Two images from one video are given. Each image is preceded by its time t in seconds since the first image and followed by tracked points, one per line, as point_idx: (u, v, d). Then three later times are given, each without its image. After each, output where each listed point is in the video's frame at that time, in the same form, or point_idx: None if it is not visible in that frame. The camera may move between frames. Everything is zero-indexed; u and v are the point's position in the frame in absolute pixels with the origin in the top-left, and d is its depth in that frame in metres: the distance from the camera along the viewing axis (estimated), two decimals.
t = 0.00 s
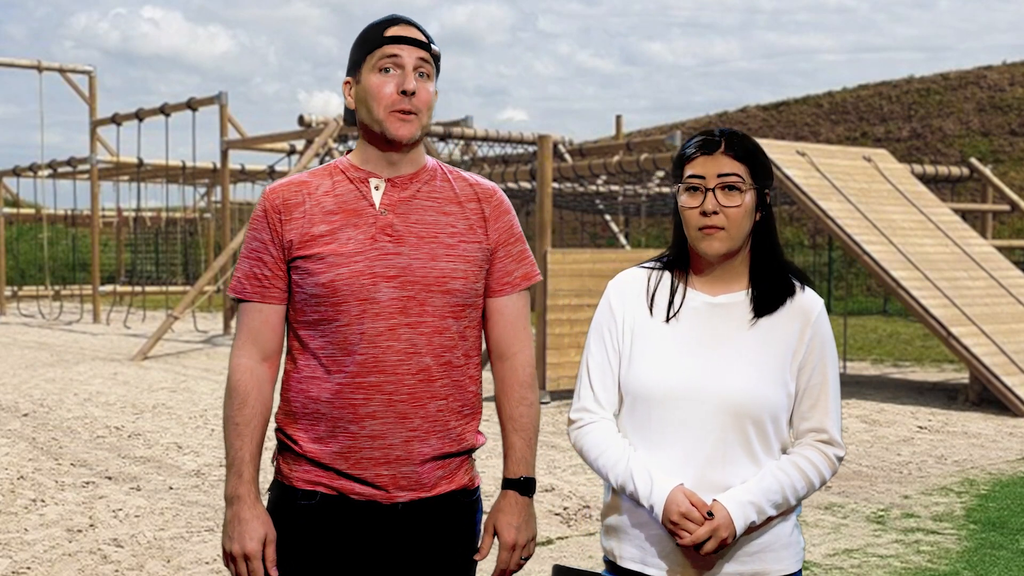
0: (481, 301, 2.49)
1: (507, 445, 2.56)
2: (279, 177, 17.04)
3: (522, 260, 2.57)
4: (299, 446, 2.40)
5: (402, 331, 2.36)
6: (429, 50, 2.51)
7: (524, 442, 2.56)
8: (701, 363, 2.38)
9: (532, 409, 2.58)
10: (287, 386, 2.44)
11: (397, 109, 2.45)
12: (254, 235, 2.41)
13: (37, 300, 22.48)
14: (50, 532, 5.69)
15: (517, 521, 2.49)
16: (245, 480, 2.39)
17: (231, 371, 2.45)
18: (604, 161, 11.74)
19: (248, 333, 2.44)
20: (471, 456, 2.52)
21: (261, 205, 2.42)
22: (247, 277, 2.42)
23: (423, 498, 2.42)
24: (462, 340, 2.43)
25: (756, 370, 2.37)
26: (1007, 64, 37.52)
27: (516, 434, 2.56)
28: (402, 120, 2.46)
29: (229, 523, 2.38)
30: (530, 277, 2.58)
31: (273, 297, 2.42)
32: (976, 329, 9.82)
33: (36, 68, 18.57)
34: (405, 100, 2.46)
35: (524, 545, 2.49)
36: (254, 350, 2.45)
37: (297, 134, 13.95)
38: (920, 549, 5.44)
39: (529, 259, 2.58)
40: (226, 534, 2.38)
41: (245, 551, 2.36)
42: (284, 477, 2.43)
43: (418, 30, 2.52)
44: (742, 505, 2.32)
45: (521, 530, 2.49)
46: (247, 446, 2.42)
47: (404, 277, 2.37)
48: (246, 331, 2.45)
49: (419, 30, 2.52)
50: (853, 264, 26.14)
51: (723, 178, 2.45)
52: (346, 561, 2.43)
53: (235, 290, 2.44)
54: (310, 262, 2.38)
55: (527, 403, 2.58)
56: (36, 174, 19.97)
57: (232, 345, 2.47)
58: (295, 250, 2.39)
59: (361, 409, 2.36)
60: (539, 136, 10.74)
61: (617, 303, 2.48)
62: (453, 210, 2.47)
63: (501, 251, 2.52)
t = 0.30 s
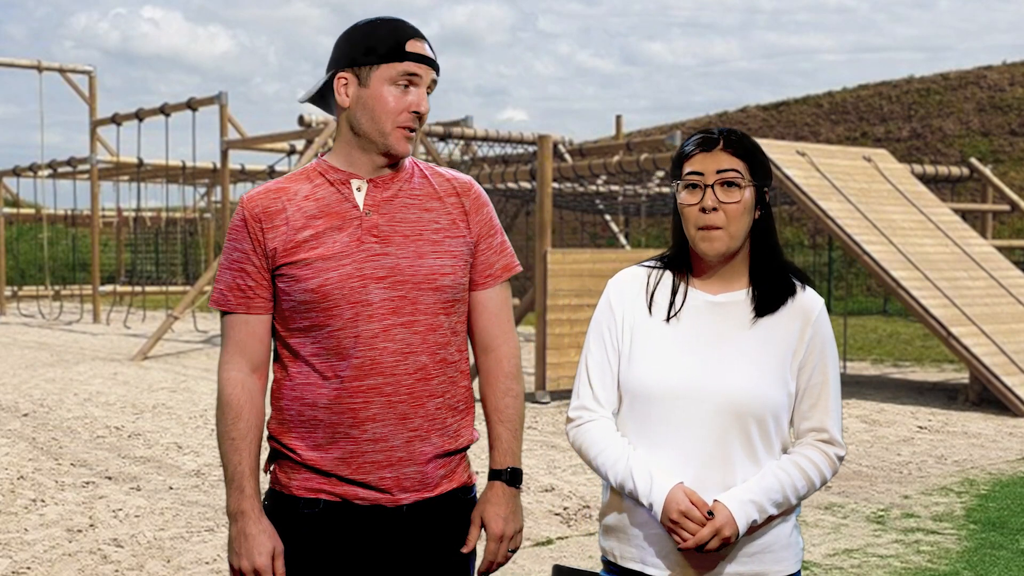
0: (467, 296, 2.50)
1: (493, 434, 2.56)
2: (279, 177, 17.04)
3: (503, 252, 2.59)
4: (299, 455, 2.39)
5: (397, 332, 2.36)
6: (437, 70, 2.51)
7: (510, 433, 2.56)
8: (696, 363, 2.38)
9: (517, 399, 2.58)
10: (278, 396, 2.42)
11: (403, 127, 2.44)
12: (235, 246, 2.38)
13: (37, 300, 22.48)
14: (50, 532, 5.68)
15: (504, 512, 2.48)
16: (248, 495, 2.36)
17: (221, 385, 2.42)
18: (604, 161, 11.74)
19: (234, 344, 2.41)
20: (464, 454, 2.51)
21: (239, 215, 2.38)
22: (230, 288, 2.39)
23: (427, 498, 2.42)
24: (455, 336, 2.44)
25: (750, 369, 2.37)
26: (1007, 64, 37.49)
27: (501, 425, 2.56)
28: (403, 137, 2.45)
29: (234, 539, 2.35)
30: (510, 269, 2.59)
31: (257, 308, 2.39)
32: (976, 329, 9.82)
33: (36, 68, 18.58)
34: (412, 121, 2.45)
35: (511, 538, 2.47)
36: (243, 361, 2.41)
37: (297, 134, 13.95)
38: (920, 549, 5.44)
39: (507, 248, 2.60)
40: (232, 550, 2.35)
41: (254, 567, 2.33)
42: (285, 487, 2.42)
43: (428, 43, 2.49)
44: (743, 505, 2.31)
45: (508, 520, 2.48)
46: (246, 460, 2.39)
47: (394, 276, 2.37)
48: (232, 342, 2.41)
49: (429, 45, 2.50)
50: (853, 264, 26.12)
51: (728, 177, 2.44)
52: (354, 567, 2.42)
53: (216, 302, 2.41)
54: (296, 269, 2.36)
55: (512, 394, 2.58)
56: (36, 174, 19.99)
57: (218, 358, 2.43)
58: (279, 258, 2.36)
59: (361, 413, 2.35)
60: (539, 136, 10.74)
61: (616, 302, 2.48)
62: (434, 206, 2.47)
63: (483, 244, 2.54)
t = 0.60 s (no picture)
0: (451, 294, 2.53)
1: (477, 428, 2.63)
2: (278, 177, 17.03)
3: (481, 249, 2.63)
4: (298, 464, 2.36)
5: (396, 333, 2.36)
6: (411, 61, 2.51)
7: (496, 427, 2.62)
8: (691, 363, 2.38)
9: (501, 394, 2.65)
10: (268, 402, 2.39)
11: (384, 119, 2.44)
12: (222, 251, 2.33)
13: (37, 300, 22.48)
14: (49, 532, 5.68)
15: (498, 508, 2.55)
16: (236, 510, 2.31)
17: (206, 395, 2.35)
18: (604, 161, 11.74)
19: (219, 350, 2.35)
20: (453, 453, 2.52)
21: (226, 219, 2.33)
22: (216, 295, 2.33)
23: (427, 498, 2.44)
24: (444, 334, 2.46)
25: (746, 369, 2.37)
26: (1007, 64, 37.45)
27: (487, 420, 2.63)
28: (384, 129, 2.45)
29: (222, 555, 2.30)
30: (488, 265, 2.65)
31: (245, 314, 2.34)
32: (976, 329, 9.82)
33: (36, 68, 18.59)
34: (391, 110, 2.44)
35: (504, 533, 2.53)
36: (229, 370, 2.36)
37: (297, 134, 13.95)
38: (920, 549, 5.44)
39: (483, 244, 2.65)
40: (220, 568, 2.30)
41: None
42: (282, 498, 2.39)
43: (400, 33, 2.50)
44: (739, 507, 2.30)
45: (500, 516, 2.55)
46: (234, 473, 2.34)
47: (389, 278, 2.37)
48: (216, 351, 2.36)
49: (401, 37, 2.50)
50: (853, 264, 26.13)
51: (718, 174, 2.44)
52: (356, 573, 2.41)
53: (198, 309, 2.35)
54: (289, 273, 2.32)
55: (496, 389, 2.65)
56: (36, 174, 19.99)
57: (201, 367, 2.37)
58: (271, 263, 2.32)
59: (364, 417, 2.35)
60: (539, 136, 10.74)
61: (612, 303, 2.49)
62: (420, 204, 2.48)
63: (465, 241, 2.58)
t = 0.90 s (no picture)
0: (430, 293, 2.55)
1: (462, 422, 2.66)
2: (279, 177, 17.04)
3: (456, 246, 2.67)
4: (289, 472, 2.35)
5: (382, 334, 2.37)
6: (394, 69, 2.50)
7: (482, 422, 2.66)
8: (677, 364, 2.38)
9: (485, 389, 2.69)
10: (252, 408, 2.37)
11: (366, 134, 2.44)
12: (201, 259, 2.30)
13: (37, 300, 22.47)
14: (50, 532, 5.68)
15: (491, 503, 2.58)
16: (228, 519, 2.27)
17: (187, 404, 2.30)
18: (604, 161, 11.74)
19: (200, 359, 2.32)
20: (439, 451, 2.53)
21: (204, 226, 2.31)
22: (194, 304, 2.31)
23: (420, 496, 2.46)
24: (426, 333, 2.48)
25: (733, 368, 2.36)
26: (1007, 63, 37.42)
27: (472, 415, 2.66)
28: (364, 140, 2.44)
29: (218, 566, 2.26)
30: (464, 262, 2.69)
31: (226, 322, 2.32)
32: (976, 329, 9.82)
33: (36, 67, 18.59)
34: (372, 123, 2.43)
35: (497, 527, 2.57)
36: (211, 377, 2.32)
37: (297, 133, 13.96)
38: (921, 549, 5.44)
39: (459, 241, 2.68)
40: None
41: None
42: (273, 506, 2.37)
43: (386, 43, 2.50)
44: (726, 503, 2.30)
45: (494, 511, 2.57)
46: (222, 483, 2.29)
47: (373, 279, 2.38)
48: (193, 360, 2.33)
49: (386, 47, 2.49)
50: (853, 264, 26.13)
51: (708, 172, 2.45)
52: None
53: (176, 318, 2.32)
54: (271, 278, 2.31)
55: (480, 384, 2.68)
56: (36, 174, 20.00)
57: (182, 377, 2.33)
58: (251, 269, 2.31)
59: (353, 421, 2.35)
60: (539, 136, 10.74)
61: (604, 305, 2.50)
62: (397, 202, 2.50)
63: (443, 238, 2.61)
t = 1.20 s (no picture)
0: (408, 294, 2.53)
1: (435, 418, 2.70)
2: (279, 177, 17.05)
3: (433, 243, 2.66)
4: (269, 474, 2.34)
5: (364, 341, 2.35)
6: (340, 57, 2.42)
7: (454, 417, 2.70)
8: (670, 367, 2.38)
9: (457, 384, 2.72)
10: (230, 412, 2.34)
11: (313, 131, 2.37)
12: (186, 263, 2.26)
13: (37, 300, 22.47)
14: (50, 532, 5.69)
15: (466, 494, 2.64)
16: (214, 531, 2.27)
17: (168, 411, 2.27)
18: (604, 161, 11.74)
19: (183, 367, 2.27)
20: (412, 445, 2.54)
21: (189, 229, 2.26)
22: (177, 308, 2.26)
23: (397, 493, 2.47)
24: (404, 338, 2.47)
25: (724, 371, 2.36)
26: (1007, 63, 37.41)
27: (444, 410, 2.70)
28: (316, 139, 2.37)
29: None
30: (440, 259, 2.68)
31: (209, 327, 2.27)
32: (976, 329, 9.82)
33: (36, 67, 18.59)
34: (318, 118, 2.37)
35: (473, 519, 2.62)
36: (195, 386, 2.28)
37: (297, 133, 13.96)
38: (920, 549, 5.44)
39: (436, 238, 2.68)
40: None
41: None
42: (251, 507, 2.36)
43: (327, 32, 2.42)
44: (713, 503, 2.30)
45: (470, 502, 2.63)
46: (205, 493, 2.28)
47: (358, 285, 2.36)
48: (173, 365, 2.28)
49: (328, 34, 2.42)
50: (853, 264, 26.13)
51: (698, 171, 2.45)
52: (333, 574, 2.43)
53: (157, 322, 2.28)
54: (257, 285, 2.27)
55: (452, 380, 2.72)
56: (36, 174, 19.99)
57: (162, 383, 2.29)
58: (237, 275, 2.26)
59: (333, 428, 2.34)
60: (539, 136, 10.74)
61: (597, 305, 2.51)
62: (381, 203, 2.48)
63: (422, 236, 2.60)
